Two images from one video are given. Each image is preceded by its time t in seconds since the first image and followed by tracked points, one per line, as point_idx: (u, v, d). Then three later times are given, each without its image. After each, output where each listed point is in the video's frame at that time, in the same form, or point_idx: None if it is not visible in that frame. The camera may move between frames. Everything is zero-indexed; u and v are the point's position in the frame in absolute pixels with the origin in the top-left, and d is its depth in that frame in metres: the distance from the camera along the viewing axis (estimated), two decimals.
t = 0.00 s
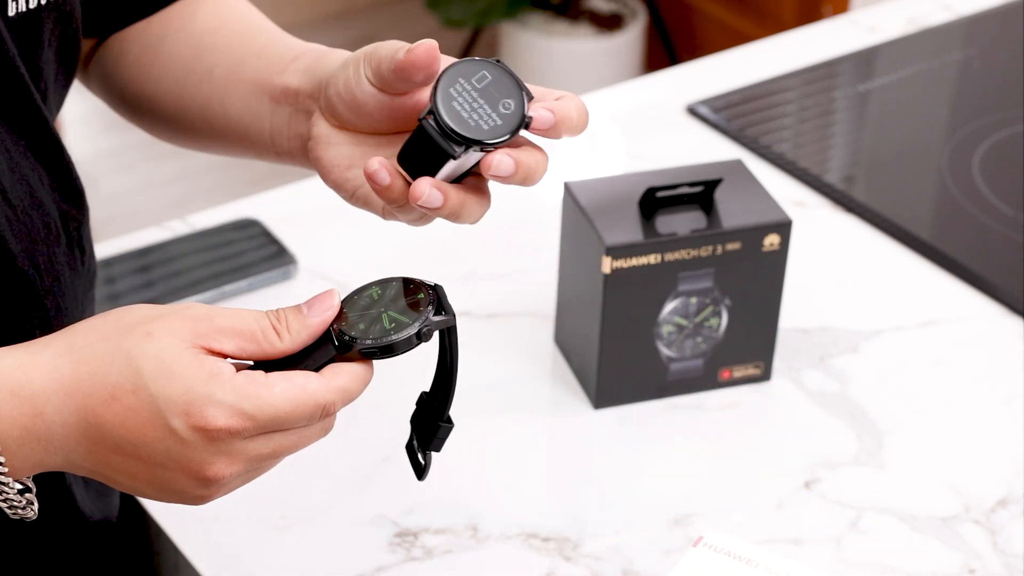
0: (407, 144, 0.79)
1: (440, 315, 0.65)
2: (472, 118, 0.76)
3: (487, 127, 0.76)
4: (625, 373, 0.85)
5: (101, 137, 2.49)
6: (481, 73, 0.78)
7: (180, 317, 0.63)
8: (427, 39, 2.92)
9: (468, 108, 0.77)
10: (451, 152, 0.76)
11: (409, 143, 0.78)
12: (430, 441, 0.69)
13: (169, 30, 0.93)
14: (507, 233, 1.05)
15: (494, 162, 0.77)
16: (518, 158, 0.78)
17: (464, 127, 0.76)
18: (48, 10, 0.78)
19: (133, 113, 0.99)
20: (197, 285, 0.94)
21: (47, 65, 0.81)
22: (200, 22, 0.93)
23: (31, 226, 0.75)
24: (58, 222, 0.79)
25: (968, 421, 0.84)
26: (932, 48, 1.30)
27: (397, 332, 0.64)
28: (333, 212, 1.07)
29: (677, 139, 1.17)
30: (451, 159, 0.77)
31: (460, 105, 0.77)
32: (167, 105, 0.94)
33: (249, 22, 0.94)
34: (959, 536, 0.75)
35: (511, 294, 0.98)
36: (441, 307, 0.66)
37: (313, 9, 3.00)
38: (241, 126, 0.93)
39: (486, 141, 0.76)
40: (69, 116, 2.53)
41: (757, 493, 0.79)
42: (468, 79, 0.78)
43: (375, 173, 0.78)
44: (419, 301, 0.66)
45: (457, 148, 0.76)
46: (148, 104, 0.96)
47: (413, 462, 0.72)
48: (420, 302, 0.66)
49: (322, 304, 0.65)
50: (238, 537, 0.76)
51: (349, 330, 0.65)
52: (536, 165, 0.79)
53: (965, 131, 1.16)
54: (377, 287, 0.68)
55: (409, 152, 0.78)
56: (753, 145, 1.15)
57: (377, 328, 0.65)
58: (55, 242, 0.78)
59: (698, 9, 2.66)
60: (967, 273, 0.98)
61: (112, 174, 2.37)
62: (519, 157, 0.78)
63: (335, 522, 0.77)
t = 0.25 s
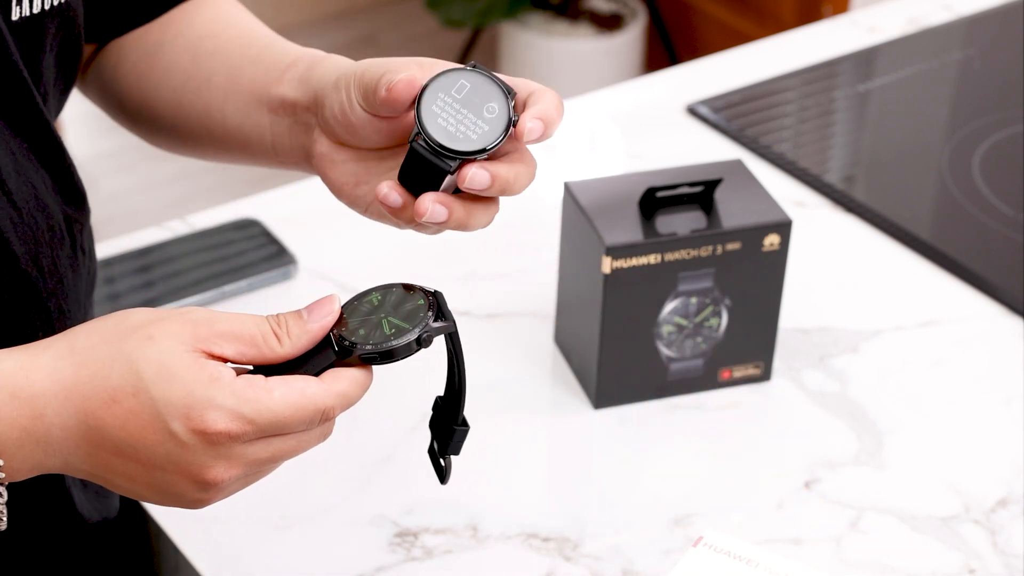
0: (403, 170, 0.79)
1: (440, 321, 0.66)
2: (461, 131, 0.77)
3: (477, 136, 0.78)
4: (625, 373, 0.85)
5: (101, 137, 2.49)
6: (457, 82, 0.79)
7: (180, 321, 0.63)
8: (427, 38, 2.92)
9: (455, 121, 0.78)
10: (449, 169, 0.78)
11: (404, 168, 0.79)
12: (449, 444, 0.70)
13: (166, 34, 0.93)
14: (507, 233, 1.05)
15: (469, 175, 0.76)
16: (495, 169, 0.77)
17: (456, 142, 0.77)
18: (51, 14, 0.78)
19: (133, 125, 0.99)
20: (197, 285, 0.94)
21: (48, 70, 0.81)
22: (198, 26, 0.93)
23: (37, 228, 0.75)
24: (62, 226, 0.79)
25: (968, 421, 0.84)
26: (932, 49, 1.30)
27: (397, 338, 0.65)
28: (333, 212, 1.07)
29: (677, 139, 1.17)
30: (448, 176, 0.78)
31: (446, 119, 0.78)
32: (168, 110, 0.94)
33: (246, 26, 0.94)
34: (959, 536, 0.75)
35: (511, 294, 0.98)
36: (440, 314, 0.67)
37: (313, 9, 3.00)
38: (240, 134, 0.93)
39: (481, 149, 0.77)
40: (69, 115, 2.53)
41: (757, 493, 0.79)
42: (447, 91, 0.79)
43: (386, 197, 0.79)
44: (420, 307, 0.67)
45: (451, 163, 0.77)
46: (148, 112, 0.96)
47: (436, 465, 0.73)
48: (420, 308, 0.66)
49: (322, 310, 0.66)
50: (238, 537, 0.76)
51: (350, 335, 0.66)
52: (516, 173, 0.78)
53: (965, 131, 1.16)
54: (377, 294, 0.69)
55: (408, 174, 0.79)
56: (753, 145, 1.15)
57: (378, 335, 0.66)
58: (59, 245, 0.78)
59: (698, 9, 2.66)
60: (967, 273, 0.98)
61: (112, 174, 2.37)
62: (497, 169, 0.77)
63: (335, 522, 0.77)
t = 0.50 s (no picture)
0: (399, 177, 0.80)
1: (439, 321, 0.65)
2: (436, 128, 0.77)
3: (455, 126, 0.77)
4: (625, 373, 0.85)
5: (101, 137, 2.49)
6: (413, 79, 0.76)
7: (179, 318, 0.63)
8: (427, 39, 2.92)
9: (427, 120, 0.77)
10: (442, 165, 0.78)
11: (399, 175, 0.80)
12: (443, 447, 0.70)
13: (161, 35, 0.95)
14: (507, 233, 1.05)
15: (457, 163, 0.78)
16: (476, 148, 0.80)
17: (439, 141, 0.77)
18: (56, 17, 0.78)
19: (132, 124, 1.01)
20: (198, 285, 0.94)
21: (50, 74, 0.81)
22: (190, 26, 0.95)
23: (41, 229, 0.75)
24: (66, 227, 0.79)
25: (968, 421, 0.84)
26: (932, 49, 1.30)
27: (396, 338, 0.64)
28: (333, 213, 1.08)
29: (677, 139, 1.17)
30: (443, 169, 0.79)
31: (418, 121, 0.77)
32: (166, 110, 0.97)
33: (234, 26, 0.96)
34: (959, 536, 0.75)
35: (511, 294, 0.98)
36: (440, 315, 0.66)
37: (313, 9, 3.00)
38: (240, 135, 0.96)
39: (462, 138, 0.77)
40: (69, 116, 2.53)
41: (757, 493, 0.79)
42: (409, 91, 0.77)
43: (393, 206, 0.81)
44: (419, 307, 0.66)
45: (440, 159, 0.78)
46: (148, 111, 0.98)
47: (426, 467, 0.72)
48: (420, 309, 0.66)
49: (322, 310, 0.66)
50: (238, 537, 0.76)
51: (349, 335, 0.65)
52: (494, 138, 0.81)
53: (965, 131, 1.16)
54: (377, 294, 0.69)
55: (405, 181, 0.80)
56: (753, 145, 1.15)
57: (377, 334, 0.65)
58: (64, 247, 0.78)
59: (698, 9, 2.66)
60: (967, 273, 0.98)
61: (112, 174, 2.37)
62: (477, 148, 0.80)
63: (335, 522, 0.77)
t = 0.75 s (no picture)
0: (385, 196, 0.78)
1: (436, 323, 0.66)
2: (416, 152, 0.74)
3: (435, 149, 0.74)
4: (626, 373, 0.85)
5: (101, 137, 2.49)
6: (386, 108, 0.74)
7: (172, 319, 0.63)
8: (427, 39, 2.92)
9: (405, 147, 0.74)
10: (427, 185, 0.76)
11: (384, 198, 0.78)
12: (440, 451, 0.69)
13: (149, 40, 0.95)
14: (507, 233, 1.05)
15: (441, 185, 0.76)
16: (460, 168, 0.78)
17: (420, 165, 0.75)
18: (56, 17, 0.78)
19: (123, 128, 1.02)
20: (198, 285, 0.94)
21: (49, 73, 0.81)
22: (179, 32, 0.95)
23: (41, 228, 0.75)
24: (66, 227, 0.79)
25: (968, 421, 0.84)
26: (932, 49, 1.30)
27: (392, 339, 0.64)
28: (333, 212, 1.08)
29: (677, 139, 1.17)
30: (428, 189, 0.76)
31: (397, 151, 0.74)
32: (153, 116, 0.97)
33: (224, 37, 0.95)
34: (959, 536, 0.75)
35: (511, 294, 0.98)
36: (436, 316, 0.66)
37: (313, 9, 3.00)
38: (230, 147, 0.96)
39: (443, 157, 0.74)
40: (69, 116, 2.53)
41: (757, 493, 0.79)
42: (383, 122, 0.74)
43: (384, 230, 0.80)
44: (416, 309, 0.66)
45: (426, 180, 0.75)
46: (138, 117, 0.99)
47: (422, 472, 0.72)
48: (416, 310, 0.66)
49: (318, 311, 0.66)
50: (238, 537, 0.76)
51: (345, 336, 0.65)
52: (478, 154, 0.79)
53: (965, 131, 1.16)
54: (372, 295, 0.69)
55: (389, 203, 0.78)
56: (753, 145, 1.15)
57: (372, 335, 0.65)
58: (63, 246, 0.78)
59: (698, 9, 2.66)
60: (966, 273, 0.98)
61: (112, 174, 2.37)
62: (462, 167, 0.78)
63: (335, 522, 0.77)
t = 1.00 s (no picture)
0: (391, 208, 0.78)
1: (436, 324, 0.65)
2: (409, 157, 0.74)
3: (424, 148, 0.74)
4: (625, 373, 0.85)
5: (101, 137, 2.49)
6: (368, 123, 0.73)
7: (173, 320, 0.63)
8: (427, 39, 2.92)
9: (397, 154, 0.74)
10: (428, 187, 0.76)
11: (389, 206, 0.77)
12: (442, 451, 0.69)
13: (144, 40, 0.95)
14: (507, 233, 1.05)
15: (441, 182, 0.74)
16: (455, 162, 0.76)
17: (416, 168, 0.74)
18: (55, 18, 0.78)
19: (121, 129, 1.02)
20: (198, 286, 0.94)
21: (47, 73, 0.81)
22: (173, 32, 0.95)
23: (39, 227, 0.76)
24: (64, 227, 0.79)
25: (968, 421, 0.84)
26: (932, 48, 1.30)
27: (393, 339, 0.64)
28: (333, 213, 1.08)
29: (677, 139, 1.17)
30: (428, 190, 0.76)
31: (388, 160, 0.74)
32: (149, 116, 0.97)
33: (218, 36, 0.95)
34: (959, 536, 0.75)
35: (511, 295, 0.98)
36: (437, 317, 0.66)
37: (313, 9, 3.00)
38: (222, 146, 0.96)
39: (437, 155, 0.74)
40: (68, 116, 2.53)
41: (757, 493, 0.79)
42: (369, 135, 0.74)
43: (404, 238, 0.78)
44: (417, 310, 0.66)
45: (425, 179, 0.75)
46: (135, 117, 0.99)
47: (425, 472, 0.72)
48: (417, 312, 0.66)
49: (319, 312, 0.66)
50: (238, 537, 0.76)
51: (346, 337, 0.65)
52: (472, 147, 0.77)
53: (965, 131, 1.16)
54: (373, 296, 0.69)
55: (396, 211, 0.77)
56: (753, 145, 1.15)
57: (374, 336, 0.65)
58: (61, 247, 0.78)
59: (698, 9, 2.66)
60: (967, 273, 0.98)
61: (112, 174, 2.37)
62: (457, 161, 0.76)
63: (335, 522, 0.77)
